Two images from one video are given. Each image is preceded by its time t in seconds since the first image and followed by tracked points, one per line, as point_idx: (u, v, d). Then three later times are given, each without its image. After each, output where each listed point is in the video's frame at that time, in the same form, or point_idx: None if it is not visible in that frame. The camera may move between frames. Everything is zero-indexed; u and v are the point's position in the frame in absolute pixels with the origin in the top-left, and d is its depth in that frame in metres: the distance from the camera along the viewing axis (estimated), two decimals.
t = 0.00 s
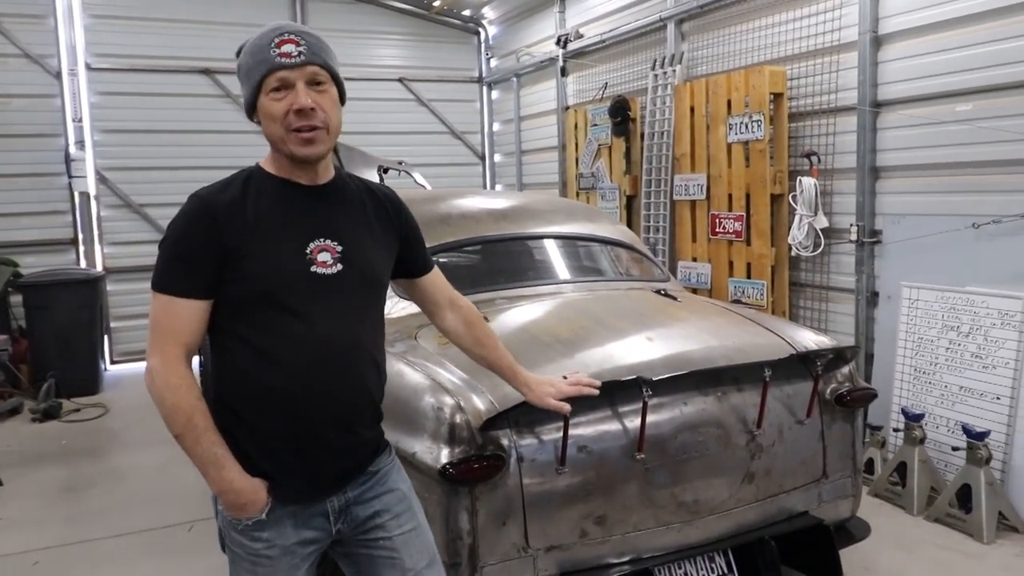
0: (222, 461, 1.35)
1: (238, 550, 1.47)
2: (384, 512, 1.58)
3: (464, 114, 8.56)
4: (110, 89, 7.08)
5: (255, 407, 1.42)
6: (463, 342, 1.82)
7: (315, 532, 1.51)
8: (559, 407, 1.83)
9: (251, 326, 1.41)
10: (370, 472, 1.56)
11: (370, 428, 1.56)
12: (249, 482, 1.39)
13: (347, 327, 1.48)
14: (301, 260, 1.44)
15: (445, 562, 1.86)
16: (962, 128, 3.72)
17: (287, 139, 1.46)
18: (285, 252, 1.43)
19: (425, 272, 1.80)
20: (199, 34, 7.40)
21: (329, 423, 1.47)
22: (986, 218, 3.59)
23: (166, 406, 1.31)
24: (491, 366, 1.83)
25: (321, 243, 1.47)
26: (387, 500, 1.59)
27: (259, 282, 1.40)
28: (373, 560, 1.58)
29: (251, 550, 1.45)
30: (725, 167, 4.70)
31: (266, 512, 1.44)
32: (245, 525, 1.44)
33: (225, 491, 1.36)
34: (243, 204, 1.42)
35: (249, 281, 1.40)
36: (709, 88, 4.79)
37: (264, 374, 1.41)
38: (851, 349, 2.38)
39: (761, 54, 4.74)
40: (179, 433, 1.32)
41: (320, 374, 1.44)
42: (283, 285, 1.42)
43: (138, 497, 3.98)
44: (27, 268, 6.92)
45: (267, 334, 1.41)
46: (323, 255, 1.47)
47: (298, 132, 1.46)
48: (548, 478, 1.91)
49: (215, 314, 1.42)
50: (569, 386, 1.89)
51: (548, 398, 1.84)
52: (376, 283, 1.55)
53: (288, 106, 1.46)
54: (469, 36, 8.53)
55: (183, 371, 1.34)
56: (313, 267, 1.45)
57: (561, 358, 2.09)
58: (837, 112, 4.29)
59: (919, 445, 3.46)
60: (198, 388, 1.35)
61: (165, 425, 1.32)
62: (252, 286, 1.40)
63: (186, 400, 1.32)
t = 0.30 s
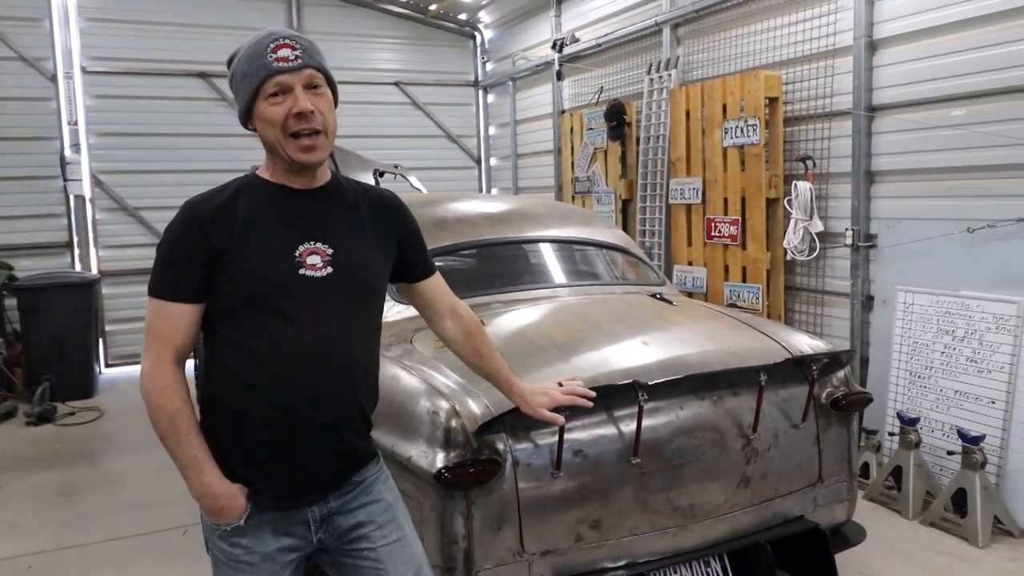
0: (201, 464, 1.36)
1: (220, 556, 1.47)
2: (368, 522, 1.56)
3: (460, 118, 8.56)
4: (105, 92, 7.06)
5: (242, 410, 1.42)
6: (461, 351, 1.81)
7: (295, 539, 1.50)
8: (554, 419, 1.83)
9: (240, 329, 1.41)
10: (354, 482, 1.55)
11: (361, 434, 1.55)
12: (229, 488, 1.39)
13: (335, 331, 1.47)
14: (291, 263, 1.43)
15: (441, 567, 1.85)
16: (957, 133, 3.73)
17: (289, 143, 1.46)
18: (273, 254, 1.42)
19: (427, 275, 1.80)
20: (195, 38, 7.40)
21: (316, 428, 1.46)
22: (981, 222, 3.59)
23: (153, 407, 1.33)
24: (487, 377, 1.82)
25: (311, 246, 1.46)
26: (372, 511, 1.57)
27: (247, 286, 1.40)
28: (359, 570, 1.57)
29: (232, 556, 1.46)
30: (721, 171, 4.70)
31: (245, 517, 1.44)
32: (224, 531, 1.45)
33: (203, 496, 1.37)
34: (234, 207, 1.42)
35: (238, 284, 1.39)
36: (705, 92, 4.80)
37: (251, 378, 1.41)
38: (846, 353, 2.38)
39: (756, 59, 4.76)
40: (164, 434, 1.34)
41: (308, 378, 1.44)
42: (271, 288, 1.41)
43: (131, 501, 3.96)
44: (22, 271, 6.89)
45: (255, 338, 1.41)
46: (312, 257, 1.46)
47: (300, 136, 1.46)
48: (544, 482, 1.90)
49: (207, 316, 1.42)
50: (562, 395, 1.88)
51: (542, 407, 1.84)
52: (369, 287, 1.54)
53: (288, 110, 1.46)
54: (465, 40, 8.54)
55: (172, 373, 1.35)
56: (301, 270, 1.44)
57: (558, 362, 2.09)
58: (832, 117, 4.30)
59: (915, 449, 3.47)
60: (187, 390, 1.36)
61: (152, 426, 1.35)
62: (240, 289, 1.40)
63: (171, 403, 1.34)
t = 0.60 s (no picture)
0: (205, 461, 1.38)
1: (225, 550, 1.48)
2: (370, 520, 1.56)
3: (470, 120, 8.57)
4: (119, 94, 7.11)
5: (244, 414, 1.43)
6: (466, 355, 1.81)
7: (297, 536, 1.51)
8: (569, 411, 1.84)
9: (243, 334, 1.42)
10: (355, 481, 1.55)
11: (362, 439, 1.55)
12: (232, 484, 1.41)
13: (338, 339, 1.46)
14: (294, 270, 1.43)
15: (446, 569, 1.85)
16: (969, 137, 3.70)
17: (293, 152, 1.46)
18: (278, 261, 1.42)
19: (435, 281, 1.80)
20: (208, 40, 7.44)
21: (316, 433, 1.47)
22: (994, 227, 3.58)
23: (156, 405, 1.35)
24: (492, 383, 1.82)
25: (316, 254, 1.46)
26: (373, 509, 1.57)
27: (251, 292, 1.40)
28: (362, 568, 1.57)
29: (235, 551, 1.47)
30: (731, 175, 4.68)
31: (247, 513, 1.46)
32: (227, 525, 1.46)
33: (207, 492, 1.39)
34: (241, 212, 1.43)
35: (242, 290, 1.40)
36: (715, 95, 4.79)
37: (254, 382, 1.42)
38: (857, 359, 2.37)
39: (767, 63, 4.75)
40: (169, 431, 1.36)
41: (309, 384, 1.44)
42: (275, 295, 1.41)
43: (142, 501, 3.99)
44: (35, 272, 6.94)
45: (258, 344, 1.41)
46: (317, 265, 1.46)
47: (304, 146, 1.46)
48: (551, 485, 1.90)
49: (213, 319, 1.43)
50: (569, 389, 1.89)
51: (547, 407, 1.83)
52: (374, 295, 1.53)
53: (297, 120, 1.46)
54: (476, 43, 8.55)
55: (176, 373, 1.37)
56: (306, 277, 1.44)
57: (566, 366, 2.08)
58: (843, 121, 4.28)
59: (927, 456, 3.44)
60: (191, 389, 1.38)
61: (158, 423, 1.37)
62: (244, 295, 1.40)
63: (175, 402, 1.36)
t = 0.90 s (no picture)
0: (229, 457, 1.38)
1: (245, 541, 1.48)
2: (389, 511, 1.58)
3: (496, 120, 8.59)
4: (150, 94, 7.23)
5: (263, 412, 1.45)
6: (484, 352, 1.82)
7: (319, 527, 1.52)
8: (580, 420, 1.82)
9: (265, 334, 1.43)
10: (375, 472, 1.57)
11: (379, 438, 1.57)
12: (256, 477, 1.41)
13: (358, 342, 1.48)
14: (317, 274, 1.44)
15: (464, 567, 1.85)
16: (1001, 136, 3.63)
17: (319, 160, 1.47)
18: (301, 264, 1.44)
19: (454, 279, 1.81)
20: (237, 40, 7.53)
21: (336, 432, 1.49)
22: None
23: (178, 403, 1.36)
24: (511, 380, 1.82)
25: (339, 257, 1.47)
26: (392, 500, 1.58)
27: (274, 294, 1.41)
28: (382, 558, 1.58)
29: (258, 541, 1.47)
30: (757, 174, 4.64)
31: (271, 506, 1.46)
32: (250, 517, 1.46)
33: (232, 486, 1.39)
34: (264, 213, 1.44)
35: (265, 292, 1.41)
36: (742, 94, 4.74)
37: (274, 382, 1.43)
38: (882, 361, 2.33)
39: (795, 61, 4.69)
40: (191, 427, 1.36)
41: (329, 386, 1.46)
42: (297, 298, 1.42)
43: (169, 494, 4.05)
44: (68, 268, 7.09)
45: (279, 346, 1.43)
46: (340, 268, 1.47)
47: (330, 155, 1.47)
48: (568, 485, 1.90)
49: (234, 318, 1.44)
50: (586, 396, 1.86)
51: (564, 409, 1.83)
52: (393, 297, 1.55)
53: (325, 128, 1.47)
54: (502, 42, 8.56)
55: (196, 370, 1.38)
56: (328, 281, 1.45)
57: (584, 366, 2.08)
58: (872, 120, 4.22)
59: (954, 461, 3.37)
60: (212, 386, 1.39)
61: (180, 421, 1.37)
62: (266, 297, 1.41)
63: (198, 398, 1.36)
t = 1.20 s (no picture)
0: (233, 458, 1.39)
1: (247, 542, 1.49)
2: (389, 509, 1.58)
3: (508, 121, 8.59)
4: (165, 92, 7.28)
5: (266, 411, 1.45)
6: (482, 354, 1.82)
7: (321, 528, 1.52)
8: (581, 421, 1.83)
9: (269, 335, 1.44)
10: (375, 471, 1.58)
11: (379, 438, 1.57)
12: (260, 478, 1.42)
13: (361, 343, 1.49)
14: (322, 275, 1.45)
15: (462, 568, 1.85)
16: (1014, 141, 3.60)
17: (347, 165, 1.46)
18: (306, 265, 1.44)
19: (451, 282, 1.81)
20: (251, 40, 7.57)
21: (339, 433, 1.50)
22: None
23: (180, 405, 1.36)
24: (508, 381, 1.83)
25: (343, 258, 1.48)
26: (392, 498, 1.59)
27: (279, 294, 1.42)
28: (381, 556, 1.59)
29: (260, 542, 1.48)
30: (768, 178, 4.61)
31: (276, 507, 1.46)
32: (253, 519, 1.47)
33: (235, 487, 1.39)
34: (268, 214, 1.44)
35: (270, 293, 1.41)
36: (753, 97, 4.72)
37: (275, 381, 1.44)
38: (888, 367, 2.31)
39: (807, 64, 4.67)
40: (195, 429, 1.36)
41: (333, 387, 1.46)
42: (302, 300, 1.43)
43: (175, 490, 4.07)
44: (82, 264, 7.15)
45: (283, 346, 1.43)
46: (344, 270, 1.48)
47: (360, 163, 1.46)
48: (567, 488, 1.89)
49: (236, 317, 1.44)
50: (586, 398, 1.87)
51: (565, 411, 1.83)
52: (395, 299, 1.55)
53: (359, 136, 1.45)
54: (516, 43, 8.56)
55: (198, 371, 1.38)
56: (333, 282, 1.46)
57: (586, 369, 2.08)
58: (883, 123, 4.19)
59: (962, 469, 3.35)
60: (213, 387, 1.39)
61: (182, 422, 1.37)
62: (271, 298, 1.42)
63: (201, 399, 1.37)
